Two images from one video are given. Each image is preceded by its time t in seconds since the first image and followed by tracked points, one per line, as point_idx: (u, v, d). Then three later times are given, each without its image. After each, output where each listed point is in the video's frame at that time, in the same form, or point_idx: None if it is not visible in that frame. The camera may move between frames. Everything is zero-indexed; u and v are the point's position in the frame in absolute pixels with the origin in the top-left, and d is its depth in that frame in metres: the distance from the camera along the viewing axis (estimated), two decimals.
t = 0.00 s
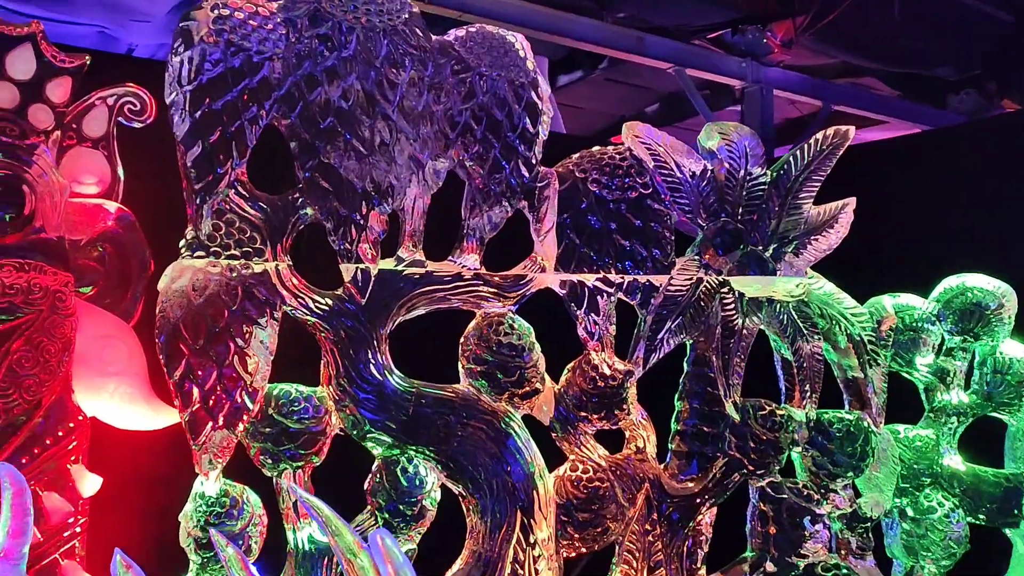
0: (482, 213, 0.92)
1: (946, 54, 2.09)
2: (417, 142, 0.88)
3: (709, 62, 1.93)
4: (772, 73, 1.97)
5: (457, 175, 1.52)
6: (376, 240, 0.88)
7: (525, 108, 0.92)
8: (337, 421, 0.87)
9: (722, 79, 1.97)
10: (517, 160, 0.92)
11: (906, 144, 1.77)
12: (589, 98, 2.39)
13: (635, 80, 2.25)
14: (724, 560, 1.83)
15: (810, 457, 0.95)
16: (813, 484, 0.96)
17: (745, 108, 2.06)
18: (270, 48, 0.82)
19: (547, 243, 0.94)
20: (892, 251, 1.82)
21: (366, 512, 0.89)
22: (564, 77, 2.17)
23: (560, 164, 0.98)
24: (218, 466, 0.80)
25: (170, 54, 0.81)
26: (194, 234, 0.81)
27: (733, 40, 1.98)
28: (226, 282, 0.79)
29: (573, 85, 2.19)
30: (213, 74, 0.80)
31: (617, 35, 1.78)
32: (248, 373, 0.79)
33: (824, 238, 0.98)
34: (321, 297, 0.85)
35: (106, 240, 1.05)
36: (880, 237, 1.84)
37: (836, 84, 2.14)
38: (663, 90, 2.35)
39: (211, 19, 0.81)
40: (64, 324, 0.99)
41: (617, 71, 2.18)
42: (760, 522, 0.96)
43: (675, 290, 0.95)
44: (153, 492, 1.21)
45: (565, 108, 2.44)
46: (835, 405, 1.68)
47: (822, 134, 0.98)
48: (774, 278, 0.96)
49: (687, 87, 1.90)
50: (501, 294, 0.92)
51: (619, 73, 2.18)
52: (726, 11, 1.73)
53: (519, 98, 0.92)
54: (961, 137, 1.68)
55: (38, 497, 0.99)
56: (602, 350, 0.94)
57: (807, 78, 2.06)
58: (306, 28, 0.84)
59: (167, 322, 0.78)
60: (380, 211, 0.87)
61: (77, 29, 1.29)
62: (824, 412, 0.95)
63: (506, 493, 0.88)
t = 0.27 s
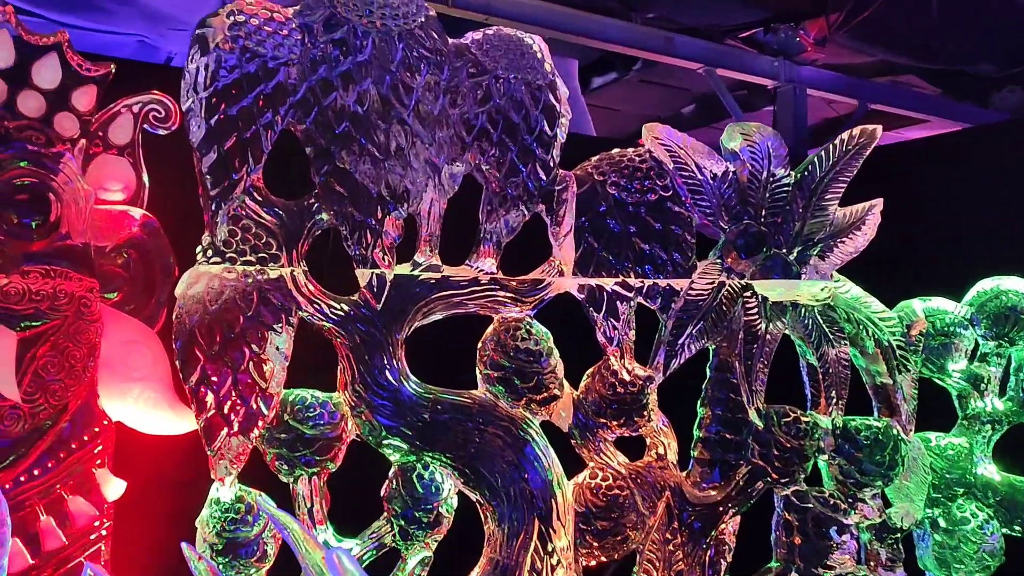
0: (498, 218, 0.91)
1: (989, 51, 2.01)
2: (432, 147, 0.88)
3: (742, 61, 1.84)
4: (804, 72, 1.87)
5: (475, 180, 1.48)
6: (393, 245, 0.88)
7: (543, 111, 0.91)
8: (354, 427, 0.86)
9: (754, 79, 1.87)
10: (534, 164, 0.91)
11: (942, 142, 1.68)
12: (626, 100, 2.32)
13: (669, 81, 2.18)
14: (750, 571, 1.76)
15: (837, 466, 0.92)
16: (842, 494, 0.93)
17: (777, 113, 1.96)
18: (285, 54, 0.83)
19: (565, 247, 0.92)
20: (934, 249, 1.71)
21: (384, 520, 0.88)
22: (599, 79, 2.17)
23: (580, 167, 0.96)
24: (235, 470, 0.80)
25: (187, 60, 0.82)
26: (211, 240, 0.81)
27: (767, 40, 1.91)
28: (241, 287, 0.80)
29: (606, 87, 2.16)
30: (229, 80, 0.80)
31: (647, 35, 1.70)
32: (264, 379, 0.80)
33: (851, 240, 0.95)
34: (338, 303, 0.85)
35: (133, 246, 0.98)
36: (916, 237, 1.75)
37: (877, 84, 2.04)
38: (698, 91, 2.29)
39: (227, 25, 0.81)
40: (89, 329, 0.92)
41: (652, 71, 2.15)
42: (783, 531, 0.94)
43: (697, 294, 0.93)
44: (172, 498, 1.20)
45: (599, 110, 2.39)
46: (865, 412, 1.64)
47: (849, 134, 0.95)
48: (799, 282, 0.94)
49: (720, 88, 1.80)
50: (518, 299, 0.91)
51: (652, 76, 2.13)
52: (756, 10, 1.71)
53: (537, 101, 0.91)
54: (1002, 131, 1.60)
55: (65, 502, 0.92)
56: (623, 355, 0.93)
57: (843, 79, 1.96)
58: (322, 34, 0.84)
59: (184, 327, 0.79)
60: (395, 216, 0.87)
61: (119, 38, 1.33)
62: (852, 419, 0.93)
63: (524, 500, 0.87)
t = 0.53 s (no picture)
0: (504, 218, 0.90)
1: None
2: (437, 148, 0.88)
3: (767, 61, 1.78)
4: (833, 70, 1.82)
5: (480, 179, 1.47)
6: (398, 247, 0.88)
7: (549, 111, 0.90)
8: (358, 428, 0.86)
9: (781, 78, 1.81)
10: (540, 163, 0.90)
11: (963, 137, 1.61)
12: (658, 102, 2.19)
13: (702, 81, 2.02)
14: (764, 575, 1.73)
15: (850, 470, 0.91)
16: (855, 498, 0.91)
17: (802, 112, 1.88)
18: (289, 56, 0.83)
19: (571, 247, 0.91)
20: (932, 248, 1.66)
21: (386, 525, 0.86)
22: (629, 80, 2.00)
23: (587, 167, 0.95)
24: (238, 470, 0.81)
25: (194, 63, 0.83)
26: (217, 241, 0.82)
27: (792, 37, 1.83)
28: (247, 287, 0.80)
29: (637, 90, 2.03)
30: (235, 84, 0.81)
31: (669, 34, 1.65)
32: (269, 379, 0.81)
33: (865, 239, 0.94)
34: (345, 304, 0.85)
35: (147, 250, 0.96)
36: (921, 234, 1.69)
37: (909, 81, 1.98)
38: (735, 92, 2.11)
39: (232, 29, 0.82)
40: (107, 333, 0.90)
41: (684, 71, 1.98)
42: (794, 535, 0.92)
43: (706, 294, 0.91)
44: (182, 500, 1.22)
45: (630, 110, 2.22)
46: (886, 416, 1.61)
47: (862, 131, 0.94)
48: (810, 282, 0.92)
49: (744, 88, 1.76)
50: (524, 299, 0.90)
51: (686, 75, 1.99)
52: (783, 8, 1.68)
53: (543, 101, 0.90)
54: None
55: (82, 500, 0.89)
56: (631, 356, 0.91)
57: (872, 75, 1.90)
58: (326, 36, 0.85)
59: (188, 329, 0.79)
60: (401, 217, 0.87)
61: (155, 47, 1.28)
62: (865, 423, 0.91)
63: (529, 503, 0.87)
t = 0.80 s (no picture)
0: (504, 221, 0.90)
1: None
2: (435, 148, 0.88)
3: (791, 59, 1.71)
4: (862, 67, 1.72)
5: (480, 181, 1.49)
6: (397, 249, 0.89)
7: (549, 112, 0.90)
8: (358, 430, 0.86)
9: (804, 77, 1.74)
10: (540, 165, 0.90)
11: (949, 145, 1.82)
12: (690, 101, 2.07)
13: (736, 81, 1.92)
14: None
15: (856, 475, 0.90)
16: (862, 506, 0.90)
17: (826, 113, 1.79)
18: (289, 60, 0.84)
19: (571, 250, 0.91)
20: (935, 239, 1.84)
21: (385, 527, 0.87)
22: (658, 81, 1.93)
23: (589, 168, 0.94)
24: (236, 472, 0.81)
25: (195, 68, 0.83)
26: (217, 245, 0.83)
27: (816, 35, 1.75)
28: (247, 290, 0.81)
29: (667, 90, 1.95)
30: (236, 89, 0.82)
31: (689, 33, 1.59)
32: (268, 382, 0.82)
33: (872, 241, 0.92)
34: (346, 307, 0.86)
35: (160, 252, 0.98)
36: (924, 230, 1.85)
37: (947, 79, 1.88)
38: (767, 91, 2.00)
39: (232, 33, 0.82)
40: (121, 335, 0.89)
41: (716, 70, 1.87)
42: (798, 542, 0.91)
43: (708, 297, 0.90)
44: (193, 498, 1.24)
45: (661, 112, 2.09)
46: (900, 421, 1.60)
47: (868, 130, 0.92)
48: (815, 285, 0.91)
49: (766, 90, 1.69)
50: (524, 302, 0.90)
51: (717, 75, 1.90)
52: (803, 7, 1.65)
53: (543, 103, 0.90)
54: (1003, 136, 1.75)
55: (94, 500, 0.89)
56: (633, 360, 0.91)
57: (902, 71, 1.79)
58: (325, 40, 0.85)
59: (189, 331, 0.80)
60: (401, 221, 0.88)
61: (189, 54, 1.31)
62: (870, 428, 0.90)
63: (529, 507, 0.86)
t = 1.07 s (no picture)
0: (509, 220, 0.90)
1: None
2: (439, 148, 0.88)
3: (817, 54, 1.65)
4: (890, 62, 1.66)
5: (486, 180, 1.50)
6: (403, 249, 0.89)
7: (553, 111, 0.90)
8: (363, 428, 0.86)
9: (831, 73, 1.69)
10: (545, 165, 0.89)
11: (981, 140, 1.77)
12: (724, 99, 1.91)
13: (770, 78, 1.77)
14: None
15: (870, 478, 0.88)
16: (876, 509, 0.88)
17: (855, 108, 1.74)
18: (294, 61, 0.84)
19: (576, 249, 0.90)
20: (964, 233, 1.79)
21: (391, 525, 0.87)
22: (689, 78, 1.81)
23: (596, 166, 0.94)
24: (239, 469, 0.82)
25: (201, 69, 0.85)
26: (224, 244, 0.84)
27: (843, 29, 1.69)
28: (252, 290, 0.82)
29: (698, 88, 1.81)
30: (239, 90, 0.83)
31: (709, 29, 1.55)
32: (273, 382, 0.82)
33: (885, 239, 0.91)
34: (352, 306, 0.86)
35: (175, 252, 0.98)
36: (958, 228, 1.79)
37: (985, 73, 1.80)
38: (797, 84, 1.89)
39: (238, 34, 0.83)
40: (136, 334, 0.90)
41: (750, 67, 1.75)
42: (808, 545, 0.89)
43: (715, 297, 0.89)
44: (209, 492, 1.26)
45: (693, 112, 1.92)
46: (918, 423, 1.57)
47: (881, 125, 0.91)
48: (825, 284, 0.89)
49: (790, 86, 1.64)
50: (530, 302, 0.89)
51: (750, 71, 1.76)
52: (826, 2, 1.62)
53: (548, 101, 0.89)
54: None
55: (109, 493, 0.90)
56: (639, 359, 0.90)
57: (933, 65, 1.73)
58: (329, 41, 0.85)
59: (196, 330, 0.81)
60: (406, 220, 0.88)
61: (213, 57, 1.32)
62: (882, 431, 0.88)
63: (535, 507, 0.86)
